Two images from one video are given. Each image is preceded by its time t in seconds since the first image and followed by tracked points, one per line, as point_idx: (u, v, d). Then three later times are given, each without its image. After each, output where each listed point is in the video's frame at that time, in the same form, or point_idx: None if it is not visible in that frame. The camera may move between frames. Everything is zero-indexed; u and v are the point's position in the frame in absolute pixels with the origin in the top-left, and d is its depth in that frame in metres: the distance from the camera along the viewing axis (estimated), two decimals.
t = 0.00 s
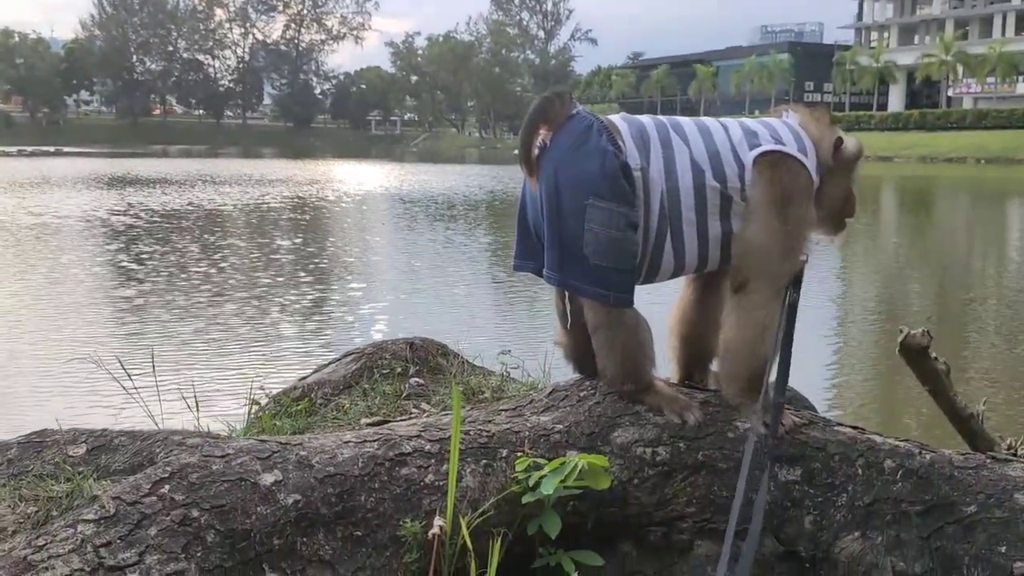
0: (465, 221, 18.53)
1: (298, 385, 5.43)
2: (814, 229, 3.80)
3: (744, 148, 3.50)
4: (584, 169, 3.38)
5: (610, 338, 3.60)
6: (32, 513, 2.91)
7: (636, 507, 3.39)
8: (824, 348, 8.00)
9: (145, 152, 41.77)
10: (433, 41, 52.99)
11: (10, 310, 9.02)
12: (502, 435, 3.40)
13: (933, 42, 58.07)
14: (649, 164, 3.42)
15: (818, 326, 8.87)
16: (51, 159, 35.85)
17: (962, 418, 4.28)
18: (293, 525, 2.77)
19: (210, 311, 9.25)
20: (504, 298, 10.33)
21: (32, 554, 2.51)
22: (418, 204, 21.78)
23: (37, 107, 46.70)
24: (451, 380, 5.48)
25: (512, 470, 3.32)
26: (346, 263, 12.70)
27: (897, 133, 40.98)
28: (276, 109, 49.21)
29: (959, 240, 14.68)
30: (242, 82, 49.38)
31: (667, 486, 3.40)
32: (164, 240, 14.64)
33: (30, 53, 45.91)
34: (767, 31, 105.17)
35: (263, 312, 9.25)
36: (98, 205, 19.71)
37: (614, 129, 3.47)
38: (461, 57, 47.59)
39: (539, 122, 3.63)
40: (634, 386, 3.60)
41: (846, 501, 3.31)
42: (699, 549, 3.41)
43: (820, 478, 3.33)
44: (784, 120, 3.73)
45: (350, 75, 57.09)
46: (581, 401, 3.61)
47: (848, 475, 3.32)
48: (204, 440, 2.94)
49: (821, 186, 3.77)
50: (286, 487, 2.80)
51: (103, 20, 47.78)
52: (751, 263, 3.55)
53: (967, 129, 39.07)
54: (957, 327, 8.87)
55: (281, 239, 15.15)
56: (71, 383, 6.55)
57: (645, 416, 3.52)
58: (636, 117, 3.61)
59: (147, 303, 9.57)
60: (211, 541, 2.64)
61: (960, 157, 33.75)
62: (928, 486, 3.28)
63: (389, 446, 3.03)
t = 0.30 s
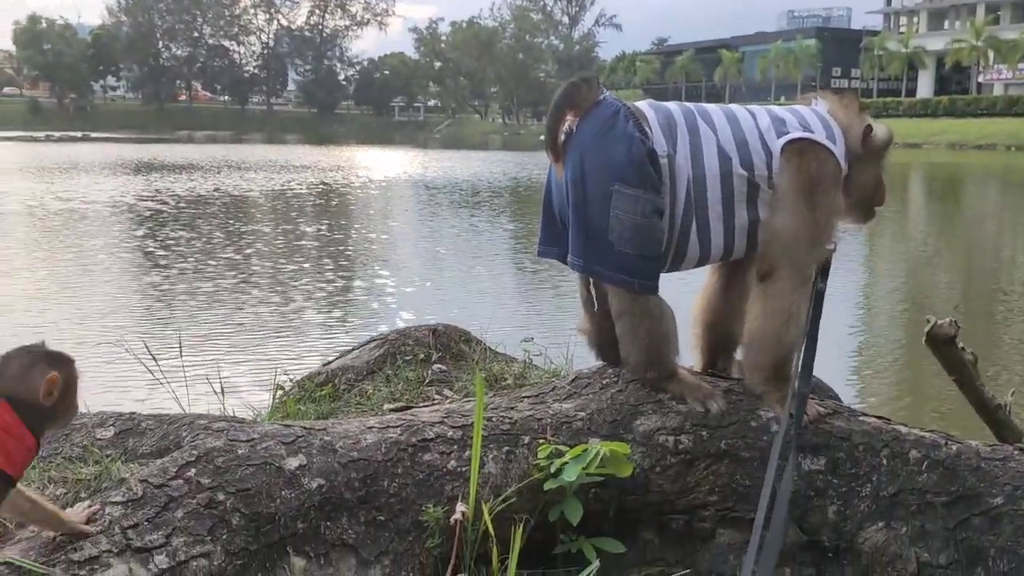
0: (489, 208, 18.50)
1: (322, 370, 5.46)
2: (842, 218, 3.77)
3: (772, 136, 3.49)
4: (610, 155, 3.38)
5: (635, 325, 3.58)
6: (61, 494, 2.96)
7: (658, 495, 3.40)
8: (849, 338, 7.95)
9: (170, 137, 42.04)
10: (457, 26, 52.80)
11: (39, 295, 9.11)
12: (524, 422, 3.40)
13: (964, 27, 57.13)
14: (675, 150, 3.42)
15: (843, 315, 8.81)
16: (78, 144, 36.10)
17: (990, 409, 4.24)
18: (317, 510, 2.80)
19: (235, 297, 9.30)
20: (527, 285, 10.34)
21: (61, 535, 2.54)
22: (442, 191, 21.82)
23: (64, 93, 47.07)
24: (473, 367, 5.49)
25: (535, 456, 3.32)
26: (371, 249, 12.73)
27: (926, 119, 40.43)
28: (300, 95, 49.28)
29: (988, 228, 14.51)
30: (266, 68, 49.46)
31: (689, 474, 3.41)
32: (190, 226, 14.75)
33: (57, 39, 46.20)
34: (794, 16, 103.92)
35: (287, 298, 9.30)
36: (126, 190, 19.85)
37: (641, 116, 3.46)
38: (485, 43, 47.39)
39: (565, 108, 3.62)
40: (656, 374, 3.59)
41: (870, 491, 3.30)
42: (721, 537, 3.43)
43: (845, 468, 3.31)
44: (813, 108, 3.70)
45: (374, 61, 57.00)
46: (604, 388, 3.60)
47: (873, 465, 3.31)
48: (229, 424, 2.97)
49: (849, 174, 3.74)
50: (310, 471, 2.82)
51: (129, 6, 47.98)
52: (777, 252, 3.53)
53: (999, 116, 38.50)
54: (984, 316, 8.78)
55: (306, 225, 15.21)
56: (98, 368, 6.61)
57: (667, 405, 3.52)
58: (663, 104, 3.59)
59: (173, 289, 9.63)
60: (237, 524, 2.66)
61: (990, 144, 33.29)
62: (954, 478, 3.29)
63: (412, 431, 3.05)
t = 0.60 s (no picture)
0: (539, 200, 18.49)
1: (377, 358, 5.51)
2: (908, 210, 3.70)
3: (834, 126, 3.45)
4: (670, 145, 3.36)
5: (691, 316, 3.55)
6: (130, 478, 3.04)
7: (714, 488, 3.38)
8: (903, 332, 7.84)
9: (222, 129, 42.64)
10: (504, 17, 52.75)
11: (97, 284, 9.29)
12: (580, 413, 3.41)
13: None
14: (735, 140, 3.39)
15: (898, 309, 8.68)
16: (131, 135, 36.69)
17: None
18: (377, 496, 2.82)
19: (287, 287, 9.41)
20: (577, 277, 10.33)
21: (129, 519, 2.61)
22: (491, 182, 21.87)
23: (119, 85, 47.94)
24: (527, 357, 5.52)
25: (590, 446, 3.33)
26: (422, 240, 12.81)
27: (985, 108, 39.46)
28: (349, 86, 49.61)
29: None
30: (315, 59, 49.86)
31: (746, 468, 3.39)
32: (243, 216, 14.96)
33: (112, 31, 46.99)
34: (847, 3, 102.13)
35: (338, 288, 9.40)
36: (180, 181, 20.17)
37: (701, 106, 3.43)
38: (532, 34, 47.26)
39: (625, 97, 3.60)
40: (712, 366, 3.57)
41: (931, 488, 3.25)
42: (777, 531, 3.41)
43: (906, 464, 3.27)
44: (876, 98, 3.65)
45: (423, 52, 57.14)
46: (658, 379, 3.60)
47: (934, 462, 3.26)
48: (291, 410, 3.01)
49: (914, 163, 3.67)
50: (370, 458, 2.85)
51: None
52: (836, 243, 3.50)
53: None
54: None
55: (356, 216, 15.33)
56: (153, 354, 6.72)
57: (724, 398, 3.50)
58: (723, 94, 3.57)
59: (227, 278, 9.77)
60: (299, 509, 2.70)
61: None
62: (1019, 477, 3.25)
63: (468, 420, 3.08)
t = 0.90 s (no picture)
0: (596, 193, 18.41)
1: (443, 351, 5.55)
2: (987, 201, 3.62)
3: (910, 119, 3.39)
4: (741, 138, 3.33)
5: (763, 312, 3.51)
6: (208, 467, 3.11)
7: (785, 487, 3.35)
8: (972, 329, 7.67)
9: (280, 123, 43.19)
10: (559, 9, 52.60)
11: (163, 277, 9.47)
12: (649, 409, 3.40)
13: None
14: (808, 133, 3.34)
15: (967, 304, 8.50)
16: (191, 129, 37.35)
17: None
18: (450, 488, 2.85)
19: (347, 280, 9.52)
20: (637, 271, 10.28)
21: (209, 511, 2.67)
22: (546, 175, 21.87)
23: (181, 81, 48.77)
24: (592, 352, 5.52)
25: (658, 443, 3.31)
26: (480, 234, 12.84)
27: None
28: (404, 80, 49.88)
29: None
30: (371, 53, 50.23)
31: (818, 466, 3.35)
32: (303, 211, 15.14)
33: (174, 28, 47.83)
34: None
35: (398, 282, 9.47)
36: (241, 175, 20.47)
37: (774, 98, 3.39)
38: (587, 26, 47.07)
39: (695, 91, 3.57)
40: (783, 363, 3.52)
41: (1011, 490, 3.19)
42: (850, 531, 3.37)
43: (983, 465, 3.21)
44: (953, 90, 3.57)
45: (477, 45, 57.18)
46: (728, 376, 3.58)
47: (1014, 464, 3.20)
48: (364, 402, 3.06)
49: (994, 156, 3.59)
50: (442, 451, 2.88)
51: None
52: (913, 238, 3.44)
53: None
54: None
55: (414, 210, 15.43)
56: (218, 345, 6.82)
57: (795, 395, 3.46)
58: (795, 87, 3.52)
59: (289, 272, 9.88)
60: (375, 499, 2.73)
61: None
62: None
63: (538, 415, 3.10)
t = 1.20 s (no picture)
0: (646, 188, 18.29)
1: (499, 345, 5.58)
2: None
3: (977, 112, 3.34)
4: (805, 132, 3.28)
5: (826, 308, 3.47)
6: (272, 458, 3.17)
7: (848, 484, 3.32)
8: None
9: (329, 118, 43.68)
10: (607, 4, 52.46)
11: (217, 273, 9.59)
12: (709, 404, 3.38)
13: None
14: (875, 126, 3.28)
15: None
16: (243, 125, 37.90)
17: None
18: (511, 482, 2.86)
19: (398, 275, 9.59)
20: (690, 266, 10.21)
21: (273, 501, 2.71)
22: (593, 170, 21.84)
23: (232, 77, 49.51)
24: (648, 346, 5.49)
25: (718, 438, 3.30)
26: (531, 230, 12.82)
27: None
28: (452, 75, 50.12)
29: None
30: (419, 48, 50.61)
31: (881, 464, 3.31)
32: (354, 206, 15.28)
33: (226, 25, 48.56)
34: None
35: (448, 276, 9.52)
36: (292, 171, 20.72)
37: (839, 92, 3.34)
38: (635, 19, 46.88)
39: (759, 85, 3.53)
40: (845, 359, 3.48)
41: None
42: (915, 531, 3.31)
43: None
44: None
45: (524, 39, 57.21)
46: (789, 372, 3.54)
47: None
48: (426, 395, 3.10)
49: None
50: (504, 444, 2.90)
51: None
52: (982, 234, 3.37)
53: None
54: None
55: (464, 205, 15.45)
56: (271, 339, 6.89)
57: (858, 392, 3.42)
58: (860, 79, 3.46)
59: (340, 267, 9.96)
60: (438, 490, 2.75)
61: None
62: None
63: (597, 410, 3.10)
